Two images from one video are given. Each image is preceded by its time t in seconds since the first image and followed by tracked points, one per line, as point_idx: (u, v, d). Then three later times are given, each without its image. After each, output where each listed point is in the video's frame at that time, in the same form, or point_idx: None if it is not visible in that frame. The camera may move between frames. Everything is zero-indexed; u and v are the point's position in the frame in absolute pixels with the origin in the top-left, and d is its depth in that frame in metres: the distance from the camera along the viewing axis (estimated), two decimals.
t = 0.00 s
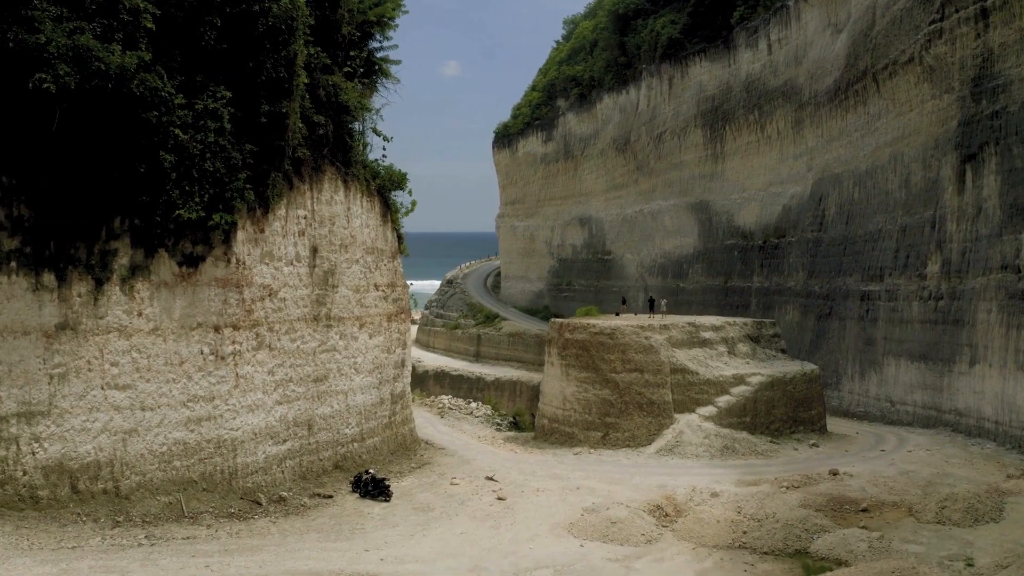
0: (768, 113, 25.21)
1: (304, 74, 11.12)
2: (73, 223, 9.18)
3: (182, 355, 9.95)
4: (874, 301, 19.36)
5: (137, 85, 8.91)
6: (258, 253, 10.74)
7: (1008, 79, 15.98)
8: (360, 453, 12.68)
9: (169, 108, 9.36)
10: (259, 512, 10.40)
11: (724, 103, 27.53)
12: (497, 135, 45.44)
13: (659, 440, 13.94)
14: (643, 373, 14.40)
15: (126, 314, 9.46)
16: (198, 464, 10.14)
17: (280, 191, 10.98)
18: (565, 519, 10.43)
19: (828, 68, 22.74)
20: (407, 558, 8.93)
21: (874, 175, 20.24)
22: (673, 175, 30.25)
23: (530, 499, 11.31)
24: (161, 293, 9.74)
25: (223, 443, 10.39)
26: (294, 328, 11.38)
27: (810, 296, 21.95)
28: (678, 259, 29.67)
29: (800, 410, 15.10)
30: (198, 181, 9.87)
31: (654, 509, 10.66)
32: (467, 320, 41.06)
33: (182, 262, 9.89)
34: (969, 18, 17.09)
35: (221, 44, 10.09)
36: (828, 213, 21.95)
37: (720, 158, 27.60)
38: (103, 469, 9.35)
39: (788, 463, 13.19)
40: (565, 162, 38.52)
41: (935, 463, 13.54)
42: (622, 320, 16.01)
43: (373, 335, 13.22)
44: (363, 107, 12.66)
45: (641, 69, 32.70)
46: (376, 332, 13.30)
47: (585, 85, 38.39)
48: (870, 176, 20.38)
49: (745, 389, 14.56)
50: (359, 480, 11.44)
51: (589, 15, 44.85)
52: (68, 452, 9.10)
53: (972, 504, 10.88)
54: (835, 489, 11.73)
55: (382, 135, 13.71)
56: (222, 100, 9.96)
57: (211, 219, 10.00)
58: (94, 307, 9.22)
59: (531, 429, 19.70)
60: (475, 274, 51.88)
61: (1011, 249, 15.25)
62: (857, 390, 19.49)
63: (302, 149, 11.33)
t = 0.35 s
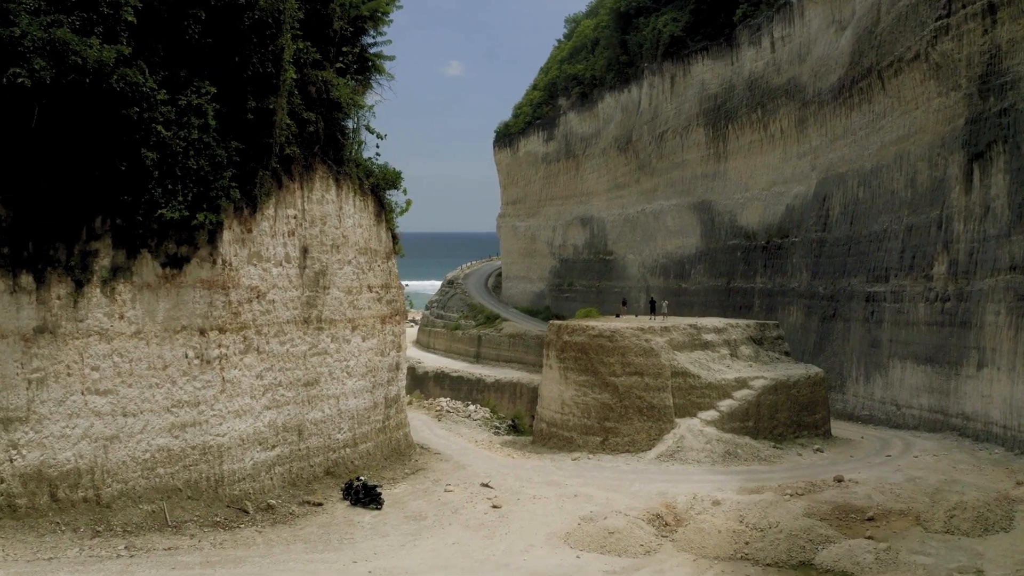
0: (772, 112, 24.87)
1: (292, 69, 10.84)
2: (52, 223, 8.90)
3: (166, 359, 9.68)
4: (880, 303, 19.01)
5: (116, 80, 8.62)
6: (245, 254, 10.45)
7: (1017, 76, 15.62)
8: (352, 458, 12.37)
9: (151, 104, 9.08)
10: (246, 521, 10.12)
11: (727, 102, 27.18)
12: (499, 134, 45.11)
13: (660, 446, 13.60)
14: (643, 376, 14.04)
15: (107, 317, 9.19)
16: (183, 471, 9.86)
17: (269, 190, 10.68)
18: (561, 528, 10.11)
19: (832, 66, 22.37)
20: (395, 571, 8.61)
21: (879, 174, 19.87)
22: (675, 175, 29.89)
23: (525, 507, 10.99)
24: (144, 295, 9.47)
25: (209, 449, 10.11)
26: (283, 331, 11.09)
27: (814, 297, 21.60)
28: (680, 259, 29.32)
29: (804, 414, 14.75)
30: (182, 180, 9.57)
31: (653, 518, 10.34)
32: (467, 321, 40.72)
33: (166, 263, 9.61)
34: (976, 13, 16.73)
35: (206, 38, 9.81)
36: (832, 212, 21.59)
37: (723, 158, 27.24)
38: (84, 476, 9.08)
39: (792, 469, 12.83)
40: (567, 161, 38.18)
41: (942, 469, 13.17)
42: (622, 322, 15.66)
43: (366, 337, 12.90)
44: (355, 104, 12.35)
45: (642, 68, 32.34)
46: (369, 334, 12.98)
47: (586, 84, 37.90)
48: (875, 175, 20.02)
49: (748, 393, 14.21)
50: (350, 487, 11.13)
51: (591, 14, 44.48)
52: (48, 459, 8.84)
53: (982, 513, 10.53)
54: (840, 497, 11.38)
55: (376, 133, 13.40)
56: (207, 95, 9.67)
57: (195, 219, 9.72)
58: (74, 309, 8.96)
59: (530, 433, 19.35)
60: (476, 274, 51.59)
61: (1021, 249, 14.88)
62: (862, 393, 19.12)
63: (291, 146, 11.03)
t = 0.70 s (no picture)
0: (775, 110, 24.47)
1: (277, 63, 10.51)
2: (25, 223, 8.58)
3: (146, 364, 9.37)
4: (885, 304, 18.62)
5: (90, 75, 8.29)
6: (229, 255, 10.12)
7: None
8: (342, 466, 12.03)
9: (128, 99, 8.74)
10: (228, 532, 9.81)
11: (730, 100, 26.79)
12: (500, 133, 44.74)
13: (660, 452, 13.20)
14: (642, 381, 13.63)
15: (83, 320, 8.88)
16: (163, 480, 9.54)
17: (254, 189, 10.34)
18: (556, 540, 9.76)
19: (836, 63, 21.96)
20: None
21: (884, 173, 19.48)
22: (678, 174, 29.50)
23: (519, 516, 10.64)
24: (122, 297, 9.16)
25: (191, 457, 9.80)
26: (269, 334, 10.76)
27: (818, 299, 21.21)
28: (682, 259, 28.91)
29: (808, 419, 14.38)
30: (161, 178, 9.25)
31: (651, 529, 9.97)
32: (467, 322, 40.39)
33: (145, 264, 9.30)
34: (984, 8, 16.33)
35: (187, 31, 9.48)
36: (837, 212, 21.20)
37: (726, 157, 26.84)
38: (60, 486, 8.74)
39: (796, 477, 12.44)
40: (568, 161, 37.80)
41: (951, 476, 12.76)
42: (621, 324, 15.27)
43: (358, 340, 12.55)
44: (345, 101, 12.01)
45: (644, 66, 31.95)
46: (361, 337, 12.62)
47: (587, 83, 37.40)
48: (880, 174, 19.62)
49: (751, 398, 13.83)
50: (338, 496, 10.80)
51: (593, 12, 44.08)
52: (21, 468, 8.50)
53: (993, 524, 10.12)
54: (845, 506, 10.99)
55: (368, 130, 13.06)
56: (187, 91, 9.35)
57: (175, 218, 9.40)
58: (49, 312, 8.65)
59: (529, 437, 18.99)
60: (478, 275, 51.24)
61: None
62: (867, 397, 18.72)
63: (278, 144, 10.70)
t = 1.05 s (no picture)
0: (778, 109, 24.08)
1: (260, 57, 10.16)
2: None
3: (124, 370, 9.05)
4: (891, 306, 18.22)
5: (61, 69, 7.96)
6: (211, 256, 9.81)
7: None
8: (331, 473, 11.69)
9: (102, 94, 8.41)
10: (209, 544, 9.51)
11: (732, 98, 26.39)
12: (501, 133, 44.36)
13: (659, 459, 12.79)
14: (641, 386, 13.20)
15: (57, 325, 8.54)
16: (142, 489, 9.22)
17: (237, 188, 10.01)
18: (550, 552, 9.39)
19: (841, 61, 21.54)
20: None
21: (890, 172, 19.07)
22: (679, 174, 29.11)
23: (512, 527, 10.28)
24: (97, 300, 8.83)
25: (171, 466, 9.49)
26: (254, 338, 10.43)
27: (822, 300, 20.82)
28: (684, 260, 28.51)
29: (812, 425, 14.00)
30: (138, 177, 8.92)
31: (649, 541, 9.59)
32: (467, 323, 40.04)
33: (122, 266, 9.00)
34: (992, 3, 15.91)
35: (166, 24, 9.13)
36: (841, 212, 20.80)
37: (728, 156, 26.45)
38: (32, 496, 8.40)
39: (799, 485, 12.06)
40: (569, 160, 37.42)
41: (960, 484, 12.35)
42: (620, 327, 14.88)
43: (348, 344, 12.19)
44: (334, 97, 11.66)
45: (646, 64, 31.56)
46: (351, 341, 12.26)
47: (588, 81, 36.95)
48: (885, 173, 19.22)
49: (753, 403, 13.43)
50: (325, 506, 10.47)
51: (594, 10, 43.65)
52: None
53: (1005, 536, 9.71)
54: (851, 516, 10.60)
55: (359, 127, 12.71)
56: (165, 86, 9.02)
57: (152, 218, 9.10)
58: (21, 316, 8.29)
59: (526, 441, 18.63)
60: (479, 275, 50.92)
61: None
62: (872, 401, 18.32)
63: (263, 142, 10.36)
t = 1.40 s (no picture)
0: (781, 107, 23.68)
1: (241, 51, 9.83)
2: None
3: (99, 376, 8.72)
4: (896, 308, 17.81)
5: (29, 61, 7.66)
6: (190, 258, 9.50)
7: None
8: (318, 481, 11.34)
9: (73, 89, 8.11)
10: (188, 556, 9.18)
11: (735, 97, 25.99)
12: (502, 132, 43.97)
13: (657, 466, 12.37)
14: (639, 391, 12.81)
15: (27, 329, 8.20)
16: (118, 499, 8.88)
17: (218, 187, 9.69)
18: (541, 565, 9.03)
19: (845, 58, 21.13)
20: None
21: (895, 171, 18.65)
22: (681, 174, 28.71)
23: (503, 539, 9.91)
24: (70, 303, 8.51)
25: (149, 475, 9.16)
26: (236, 342, 10.11)
27: (825, 302, 20.42)
28: (686, 261, 28.11)
29: (815, 431, 13.61)
30: (111, 175, 8.58)
31: (645, 555, 9.23)
32: (467, 324, 39.67)
33: (96, 268, 8.67)
34: None
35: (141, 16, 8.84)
36: (845, 212, 20.40)
37: (730, 155, 26.05)
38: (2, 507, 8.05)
39: (802, 494, 11.66)
40: (570, 160, 37.02)
41: (968, 493, 11.94)
42: (618, 329, 14.51)
43: (336, 348, 11.84)
44: (321, 94, 11.30)
45: (647, 63, 31.15)
46: (340, 344, 11.91)
47: (589, 80, 36.52)
48: (891, 172, 18.80)
49: (755, 409, 13.03)
50: (310, 516, 10.13)
51: (596, 8, 43.25)
52: None
53: (1017, 550, 9.31)
54: (856, 528, 10.20)
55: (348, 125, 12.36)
56: (141, 80, 8.70)
57: (127, 218, 8.76)
58: None
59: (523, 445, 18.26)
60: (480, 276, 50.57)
61: None
62: (876, 405, 17.90)
63: (246, 139, 10.03)
